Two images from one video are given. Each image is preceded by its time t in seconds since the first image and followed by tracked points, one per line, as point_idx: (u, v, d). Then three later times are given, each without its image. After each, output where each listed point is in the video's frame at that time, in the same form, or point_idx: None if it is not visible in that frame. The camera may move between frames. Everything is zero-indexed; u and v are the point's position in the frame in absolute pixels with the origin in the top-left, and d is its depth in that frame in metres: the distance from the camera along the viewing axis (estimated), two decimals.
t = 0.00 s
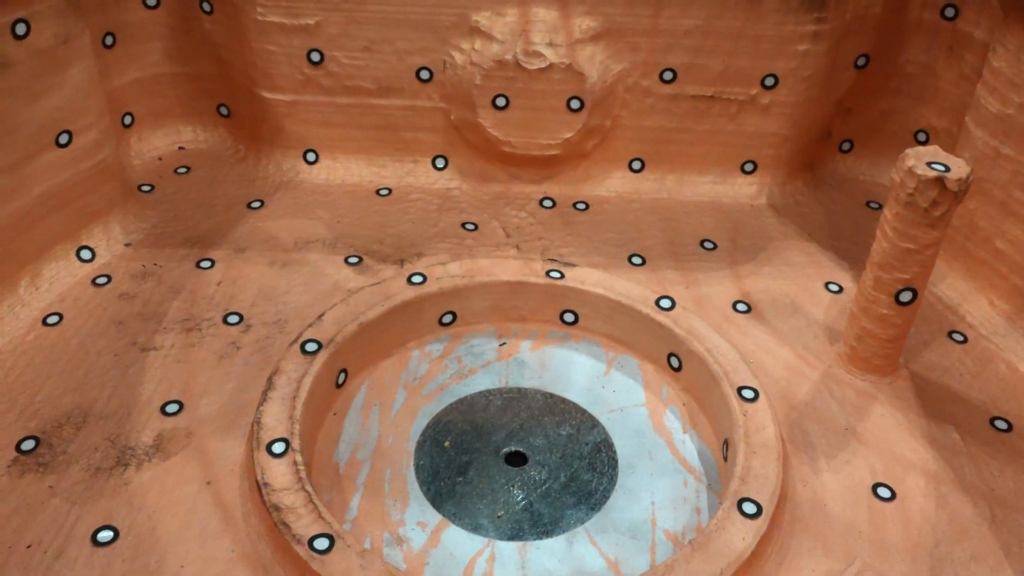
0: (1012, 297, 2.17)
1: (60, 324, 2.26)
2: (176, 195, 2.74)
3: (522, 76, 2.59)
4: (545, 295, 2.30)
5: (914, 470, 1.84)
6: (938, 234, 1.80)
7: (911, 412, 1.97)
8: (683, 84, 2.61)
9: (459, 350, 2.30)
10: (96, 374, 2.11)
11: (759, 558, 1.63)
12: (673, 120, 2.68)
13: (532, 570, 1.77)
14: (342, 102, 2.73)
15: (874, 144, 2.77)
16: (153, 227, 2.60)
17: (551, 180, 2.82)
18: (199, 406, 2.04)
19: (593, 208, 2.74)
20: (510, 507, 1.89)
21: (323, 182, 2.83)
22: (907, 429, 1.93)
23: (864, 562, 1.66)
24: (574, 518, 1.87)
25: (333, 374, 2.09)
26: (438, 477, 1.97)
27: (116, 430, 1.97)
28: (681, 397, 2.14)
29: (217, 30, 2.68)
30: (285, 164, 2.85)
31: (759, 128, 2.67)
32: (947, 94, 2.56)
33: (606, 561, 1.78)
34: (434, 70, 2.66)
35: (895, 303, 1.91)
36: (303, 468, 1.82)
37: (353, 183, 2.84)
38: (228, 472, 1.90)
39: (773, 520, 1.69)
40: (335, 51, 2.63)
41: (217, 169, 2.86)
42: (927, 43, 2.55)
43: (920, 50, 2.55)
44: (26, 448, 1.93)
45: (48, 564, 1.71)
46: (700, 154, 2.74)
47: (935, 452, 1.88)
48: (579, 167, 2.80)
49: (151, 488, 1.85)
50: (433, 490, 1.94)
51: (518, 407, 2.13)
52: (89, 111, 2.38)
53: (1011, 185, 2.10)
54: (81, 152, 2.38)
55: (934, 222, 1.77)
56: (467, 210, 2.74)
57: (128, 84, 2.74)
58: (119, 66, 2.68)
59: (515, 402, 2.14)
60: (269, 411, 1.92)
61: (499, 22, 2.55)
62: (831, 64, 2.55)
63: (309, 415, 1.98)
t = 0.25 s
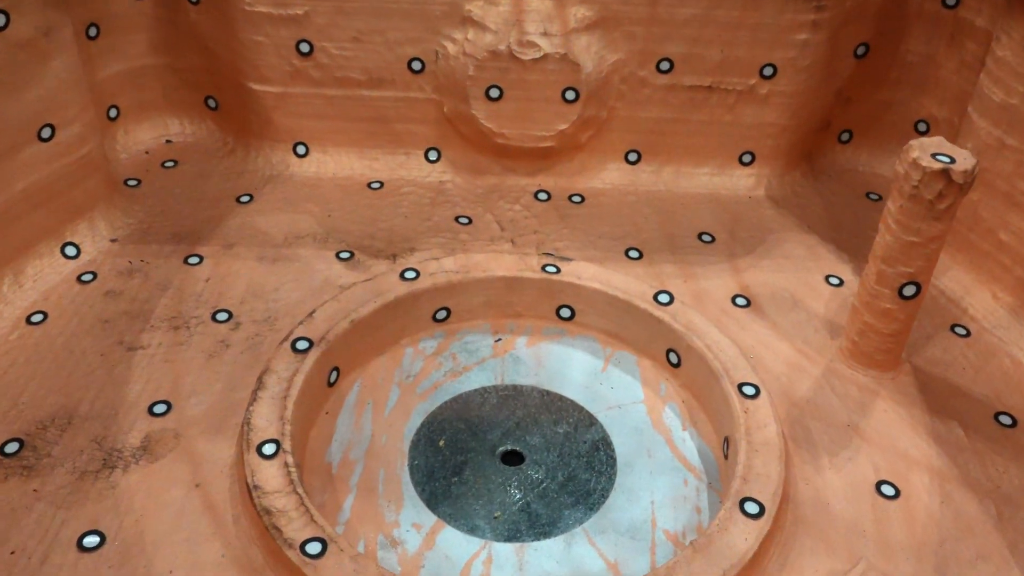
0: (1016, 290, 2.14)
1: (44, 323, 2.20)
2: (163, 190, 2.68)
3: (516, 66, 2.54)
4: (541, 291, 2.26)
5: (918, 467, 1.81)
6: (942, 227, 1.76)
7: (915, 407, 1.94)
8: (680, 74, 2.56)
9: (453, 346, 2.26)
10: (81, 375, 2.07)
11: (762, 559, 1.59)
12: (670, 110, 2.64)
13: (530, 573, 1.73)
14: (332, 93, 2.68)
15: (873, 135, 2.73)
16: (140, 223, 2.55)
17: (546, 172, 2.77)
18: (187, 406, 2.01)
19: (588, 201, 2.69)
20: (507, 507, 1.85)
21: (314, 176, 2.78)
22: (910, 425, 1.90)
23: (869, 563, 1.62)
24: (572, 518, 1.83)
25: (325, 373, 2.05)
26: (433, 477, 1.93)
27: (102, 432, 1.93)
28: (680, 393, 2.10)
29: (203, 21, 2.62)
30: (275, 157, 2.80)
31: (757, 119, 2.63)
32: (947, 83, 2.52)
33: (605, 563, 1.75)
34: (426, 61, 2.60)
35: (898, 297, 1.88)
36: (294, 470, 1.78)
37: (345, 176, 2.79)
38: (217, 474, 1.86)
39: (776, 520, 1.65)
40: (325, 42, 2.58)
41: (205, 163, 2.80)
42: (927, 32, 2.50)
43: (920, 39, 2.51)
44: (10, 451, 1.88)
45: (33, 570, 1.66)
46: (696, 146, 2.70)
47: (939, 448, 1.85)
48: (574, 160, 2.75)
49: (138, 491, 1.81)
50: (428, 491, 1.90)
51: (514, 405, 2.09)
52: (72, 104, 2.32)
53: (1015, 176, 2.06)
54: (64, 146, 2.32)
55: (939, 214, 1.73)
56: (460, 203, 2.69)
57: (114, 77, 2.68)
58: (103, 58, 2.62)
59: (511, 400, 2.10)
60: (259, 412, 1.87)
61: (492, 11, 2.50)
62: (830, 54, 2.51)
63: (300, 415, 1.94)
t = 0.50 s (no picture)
0: (1020, 278, 2.11)
1: (31, 315, 2.16)
2: (153, 179, 2.63)
3: (511, 52, 2.49)
4: (538, 281, 2.22)
5: (923, 458, 1.78)
6: (948, 214, 1.72)
7: (919, 398, 1.91)
8: (678, 60, 2.51)
9: (449, 338, 2.22)
10: (69, 369, 2.03)
11: (765, 554, 1.56)
12: (668, 97, 2.59)
13: (528, 568, 1.70)
14: (324, 80, 2.63)
15: (873, 121, 2.69)
16: (128, 213, 2.50)
17: (542, 160, 2.72)
18: (177, 400, 1.97)
19: (585, 189, 2.65)
20: (504, 502, 1.82)
21: (306, 165, 2.73)
22: (914, 416, 1.86)
23: (873, 556, 1.59)
24: (571, 512, 1.80)
25: (318, 365, 2.01)
26: (429, 471, 1.89)
27: (90, 427, 1.90)
28: (680, 384, 2.06)
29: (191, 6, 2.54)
30: (266, 146, 2.75)
31: (756, 105, 2.59)
32: (950, 68, 2.48)
33: (605, 558, 1.71)
34: (419, 47, 2.55)
35: (903, 285, 1.84)
36: (287, 465, 1.74)
37: (337, 164, 2.74)
38: (209, 469, 1.82)
39: (779, 513, 1.61)
40: (317, 27, 2.53)
41: (194, 152, 2.75)
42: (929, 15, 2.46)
43: (922, 23, 2.46)
44: None
45: (19, 569, 1.63)
46: (695, 132, 2.66)
47: (944, 439, 1.82)
48: (571, 147, 2.70)
49: (127, 488, 1.78)
50: (424, 485, 1.86)
51: (512, 397, 2.05)
52: (57, 92, 2.26)
53: (1020, 162, 2.02)
54: (48, 135, 2.26)
55: (945, 201, 1.70)
56: (455, 191, 2.65)
57: (100, 64, 2.62)
58: (89, 44, 2.56)
59: (508, 392, 2.07)
60: (250, 406, 1.83)
61: None
62: (831, 38, 2.46)
63: (293, 409, 1.90)
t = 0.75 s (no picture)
0: None
1: (22, 303, 2.12)
2: (145, 164, 2.59)
3: (510, 34, 2.45)
4: (537, 267, 2.18)
5: (929, 447, 1.75)
6: (956, 198, 1.69)
7: (924, 386, 1.88)
8: (680, 42, 2.47)
9: (447, 325, 2.19)
10: (61, 357, 2.00)
11: (769, 545, 1.53)
12: (669, 80, 2.55)
13: (528, 559, 1.67)
14: (319, 64, 2.58)
15: (877, 105, 2.65)
16: (121, 199, 2.46)
17: (541, 145, 2.68)
18: (171, 388, 1.93)
19: (585, 174, 2.62)
20: (504, 492, 1.79)
21: (301, 150, 2.69)
22: (920, 405, 1.84)
23: (879, 547, 1.57)
24: (572, 503, 1.77)
25: (314, 353, 1.98)
26: (428, 460, 1.86)
27: (82, 417, 1.87)
28: (682, 373, 2.03)
29: None
30: (260, 130, 2.70)
31: (759, 89, 2.55)
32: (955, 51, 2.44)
33: (606, 548, 1.69)
34: (416, 30, 2.50)
35: (909, 272, 1.80)
36: (283, 455, 1.71)
37: (333, 150, 2.70)
38: (203, 460, 1.79)
39: (784, 503, 1.58)
40: (312, 9, 2.48)
41: (188, 137, 2.71)
42: None
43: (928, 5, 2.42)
44: None
45: (10, 562, 1.60)
46: (696, 117, 2.62)
47: (949, 428, 1.79)
48: (570, 132, 2.66)
49: (120, 478, 1.75)
50: (422, 475, 1.83)
51: (511, 385, 2.02)
52: (47, 75, 2.21)
53: None
54: (38, 119, 2.21)
55: (953, 185, 1.66)
56: (453, 177, 2.61)
57: (91, 47, 2.57)
58: (79, 27, 2.51)
59: (507, 380, 2.04)
60: (245, 394, 1.80)
61: None
62: (835, 20, 2.42)
63: (289, 398, 1.86)
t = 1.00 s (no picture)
0: None
1: (20, 291, 2.10)
2: (144, 151, 2.56)
3: (513, 19, 2.42)
4: (541, 255, 2.16)
5: (937, 437, 1.73)
6: (967, 185, 1.66)
7: (932, 375, 1.86)
8: (685, 28, 2.44)
9: (450, 314, 2.16)
10: (59, 346, 1.97)
11: (777, 536, 1.51)
12: (674, 67, 2.52)
13: (532, 551, 1.66)
14: (320, 49, 2.55)
15: (884, 92, 2.62)
16: (119, 186, 2.43)
17: (544, 132, 2.65)
18: (171, 377, 1.91)
19: (589, 162, 2.59)
20: (507, 483, 1.77)
21: (302, 137, 2.66)
22: (928, 395, 1.81)
23: (888, 539, 1.55)
24: (576, 493, 1.75)
25: (315, 342, 1.96)
26: (430, 451, 1.85)
27: (81, 406, 1.85)
28: (687, 362, 2.01)
29: None
30: (261, 117, 2.67)
31: (765, 75, 2.52)
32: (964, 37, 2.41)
33: (611, 539, 1.67)
34: (418, 15, 2.47)
35: (918, 260, 1.78)
36: (284, 445, 1.69)
37: (334, 137, 2.67)
38: (203, 450, 1.77)
39: (791, 494, 1.56)
40: None
41: (187, 123, 2.68)
42: None
43: None
44: None
45: (8, 552, 1.59)
46: (701, 104, 2.59)
47: (958, 418, 1.77)
48: (574, 118, 2.63)
49: (119, 468, 1.73)
50: (425, 465, 1.81)
51: (514, 375, 2.00)
52: (44, 59, 2.18)
53: None
54: (36, 105, 2.18)
55: (963, 172, 1.64)
56: (456, 164, 2.58)
57: (89, 32, 2.54)
58: (76, 11, 2.48)
59: (511, 370, 2.02)
60: (246, 384, 1.78)
61: None
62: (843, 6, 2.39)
63: (290, 387, 1.84)
